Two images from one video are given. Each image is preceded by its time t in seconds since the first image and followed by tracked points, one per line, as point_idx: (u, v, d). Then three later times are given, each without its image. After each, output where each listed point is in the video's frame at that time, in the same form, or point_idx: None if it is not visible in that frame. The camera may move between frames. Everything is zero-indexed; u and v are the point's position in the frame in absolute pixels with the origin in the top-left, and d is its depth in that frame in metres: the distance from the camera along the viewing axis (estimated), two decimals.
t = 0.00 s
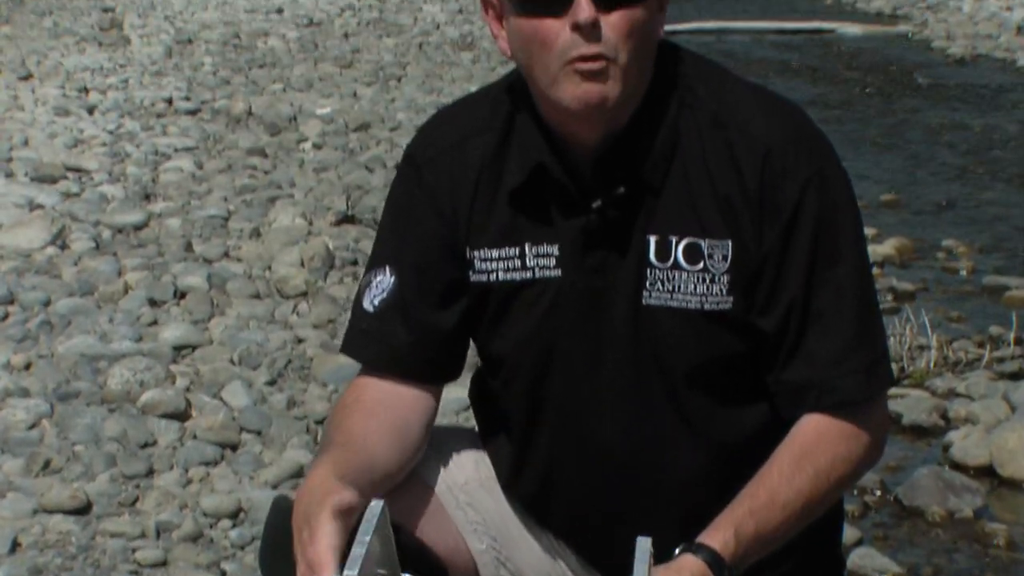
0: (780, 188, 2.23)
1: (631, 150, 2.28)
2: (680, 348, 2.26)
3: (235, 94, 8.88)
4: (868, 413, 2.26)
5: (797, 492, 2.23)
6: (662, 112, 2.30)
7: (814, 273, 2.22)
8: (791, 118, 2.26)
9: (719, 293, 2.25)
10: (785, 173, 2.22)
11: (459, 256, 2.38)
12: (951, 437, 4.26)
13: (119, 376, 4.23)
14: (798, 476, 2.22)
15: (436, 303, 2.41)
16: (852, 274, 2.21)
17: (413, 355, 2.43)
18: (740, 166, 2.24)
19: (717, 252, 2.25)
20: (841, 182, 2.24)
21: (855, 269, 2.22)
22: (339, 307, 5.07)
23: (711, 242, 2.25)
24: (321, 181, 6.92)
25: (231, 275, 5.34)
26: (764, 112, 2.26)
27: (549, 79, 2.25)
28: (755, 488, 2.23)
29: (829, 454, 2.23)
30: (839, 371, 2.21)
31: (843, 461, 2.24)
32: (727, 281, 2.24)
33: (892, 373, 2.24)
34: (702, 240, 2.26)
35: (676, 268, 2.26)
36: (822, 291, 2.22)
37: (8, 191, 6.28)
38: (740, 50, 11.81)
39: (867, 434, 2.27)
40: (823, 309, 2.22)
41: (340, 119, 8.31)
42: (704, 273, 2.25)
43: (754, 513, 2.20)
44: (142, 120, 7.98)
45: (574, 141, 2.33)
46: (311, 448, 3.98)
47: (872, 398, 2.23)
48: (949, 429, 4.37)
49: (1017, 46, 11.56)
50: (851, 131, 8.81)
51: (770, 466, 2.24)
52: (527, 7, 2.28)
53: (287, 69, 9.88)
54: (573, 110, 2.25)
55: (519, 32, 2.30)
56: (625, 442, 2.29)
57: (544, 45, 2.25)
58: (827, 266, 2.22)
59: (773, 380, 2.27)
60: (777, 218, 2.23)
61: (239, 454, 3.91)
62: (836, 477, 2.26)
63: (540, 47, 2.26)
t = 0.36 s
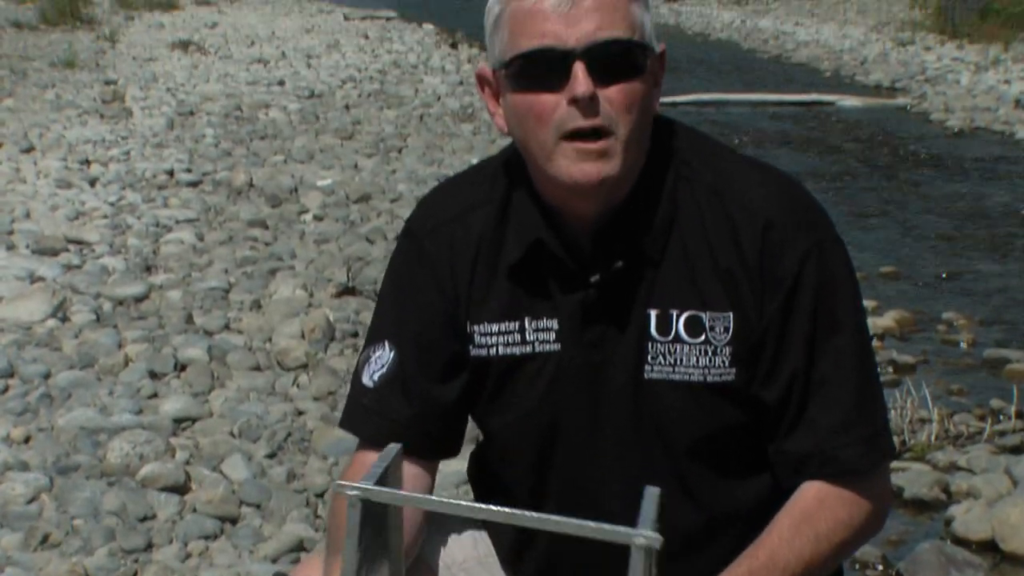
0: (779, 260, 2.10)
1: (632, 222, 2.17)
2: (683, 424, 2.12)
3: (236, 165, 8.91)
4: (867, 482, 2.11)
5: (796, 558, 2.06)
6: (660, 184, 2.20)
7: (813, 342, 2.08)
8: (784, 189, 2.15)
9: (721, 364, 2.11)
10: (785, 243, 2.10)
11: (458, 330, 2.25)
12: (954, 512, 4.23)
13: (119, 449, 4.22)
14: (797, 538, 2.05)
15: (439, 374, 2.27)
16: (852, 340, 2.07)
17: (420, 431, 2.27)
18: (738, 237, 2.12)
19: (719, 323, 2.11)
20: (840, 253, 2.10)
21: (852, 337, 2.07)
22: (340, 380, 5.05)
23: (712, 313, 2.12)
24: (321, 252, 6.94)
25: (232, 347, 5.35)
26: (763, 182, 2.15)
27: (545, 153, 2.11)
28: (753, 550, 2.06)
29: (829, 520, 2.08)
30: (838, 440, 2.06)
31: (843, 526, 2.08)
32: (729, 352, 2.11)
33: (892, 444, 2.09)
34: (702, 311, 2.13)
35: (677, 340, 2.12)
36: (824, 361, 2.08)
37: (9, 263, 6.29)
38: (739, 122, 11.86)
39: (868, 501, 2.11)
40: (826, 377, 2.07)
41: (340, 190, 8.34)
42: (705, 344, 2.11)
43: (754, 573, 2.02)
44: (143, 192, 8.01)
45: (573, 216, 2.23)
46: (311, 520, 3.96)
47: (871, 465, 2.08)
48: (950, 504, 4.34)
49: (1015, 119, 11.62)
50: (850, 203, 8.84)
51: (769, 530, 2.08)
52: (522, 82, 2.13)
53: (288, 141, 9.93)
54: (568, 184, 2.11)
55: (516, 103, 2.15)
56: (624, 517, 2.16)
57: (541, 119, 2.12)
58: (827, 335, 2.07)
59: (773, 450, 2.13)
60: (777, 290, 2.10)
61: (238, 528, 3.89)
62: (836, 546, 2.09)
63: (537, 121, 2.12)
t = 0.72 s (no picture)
0: (780, 301, 2.15)
1: (628, 270, 2.21)
2: (685, 475, 2.18)
3: (237, 208, 8.92)
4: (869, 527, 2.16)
5: None
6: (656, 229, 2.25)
7: (815, 385, 2.14)
8: (786, 233, 2.20)
9: (720, 411, 2.17)
10: (784, 287, 2.15)
11: (456, 376, 2.33)
12: (956, 554, 4.17)
13: (119, 492, 4.20)
14: None
15: (438, 422, 2.35)
16: (852, 384, 2.14)
17: (417, 479, 2.36)
18: (738, 281, 2.18)
19: (716, 369, 2.17)
20: (838, 294, 2.16)
21: (852, 376, 2.14)
22: (341, 423, 5.05)
23: (710, 360, 2.18)
24: (322, 295, 6.95)
25: (232, 390, 5.34)
26: (757, 226, 2.21)
27: (529, 228, 2.16)
28: None
29: (830, 564, 2.13)
30: (836, 482, 2.12)
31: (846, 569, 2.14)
32: (727, 400, 2.17)
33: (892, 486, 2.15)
34: (700, 359, 2.18)
35: (676, 388, 2.18)
36: (822, 402, 2.14)
37: (10, 305, 6.30)
38: (740, 164, 11.89)
39: (870, 542, 2.17)
40: (824, 419, 2.14)
41: (342, 233, 8.34)
42: (704, 392, 2.17)
43: None
44: (144, 234, 8.02)
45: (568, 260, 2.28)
46: (311, 564, 3.94)
47: (872, 509, 2.14)
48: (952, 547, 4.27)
49: (1016, 162, 11.63)
50: (851, 246, 8.84)
51: None
52: (500, 161, 2.14)
53: (290, 183, 9.94)
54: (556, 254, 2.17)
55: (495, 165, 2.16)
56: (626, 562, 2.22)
57: (520, 194, 2.15)
58: (827, 377, 2.14)
59: (773, 493, 2.19)
60: (775, 335, 2.15)
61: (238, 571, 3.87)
62: None
63: (516, 193, 2.15)
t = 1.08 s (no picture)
0: (778, 320, 2.21)
1: (627, 294, 2.27)
2: (685, 496, 2.25)
3: (239, 221, 8.92)
4: (867, 541, 2.19)
5: None
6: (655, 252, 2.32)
7: (812, 403, 2.19)
8: (785, 251, 2.27)
9: (719, 433, 2.23)
10: (782, 305, 2.21)
11: (456, 391, 2.39)
12: (958, 568, 4.16)
13: (120, 505, 4.20)
14: None
15: (435, 434, 2.40)
16: (848, 401, 2.19)
17: (410, 489, 2.41)
18: (737, 301, 2.24)
19: (712, 392, 2.24)
20: (837, 308, 2.22)
21: (849, 391, 2.19)
22: (343, 436, 5.04)
23: (706, 382, 2.24)
24: (324, 307, 6.94)
25: (233, 403, 5.34)
26: (753, 245, 2.28)
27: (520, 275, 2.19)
28: None
29: None
30: (833, 499, 2.16)
31: None
32: (725, 421, 2.23)
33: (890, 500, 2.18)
34: (698, 381, 2.24)
35: (674, 412, 2.24)
36: (817, 421, 2.19)
37: (12, 318, 6.30)
38: (741, 178, 11.89)
39: (865, 558, 2.19)
40: (819, 438, 2.18)
41: (343, 246, 8.33)
42: (702, 415, 2.23)
43: None
44: (146, 247, 8.02)
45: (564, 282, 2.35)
46: None
47: (869, 525, 2.17)
48: (955, 560, 4.26)
49: (1017, 175, 11.63)
50: (854, 259, 8.84)
51: None
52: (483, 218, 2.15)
53: (291, 197, 9.94)
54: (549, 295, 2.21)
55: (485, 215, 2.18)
56: None
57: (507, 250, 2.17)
58: (822, 393, 2.19)
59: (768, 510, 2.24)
60: (774, 351, 2.21)
61: None
62: None
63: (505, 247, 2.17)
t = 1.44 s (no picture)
0: (768, 323, 2.23)
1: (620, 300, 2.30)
2: (679, 502, 2.26)
3: (240, 223, 8.93)
4: (856, 544, 2.17)
5: None
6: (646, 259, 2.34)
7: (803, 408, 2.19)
8: (776, 255, 2.29)
9: (711, 439, 2.25)
10: (773, 309, 2.23)
11: (451, 393, 2.42)
12: (959, 570, 4.15)
13: (121, 507, 4.20)
14: None
15: (432, 436, 2.43)
16: (838, 404, 2.19)
17: (405, 492, 2.42)
18: (729, 307, 2.25)
19: (704, 398, 2.25)
20: (828, 313, 2.24)
21: (839, 396, 2.20)
22: (344, 437, 5.04)
23: (697, 388, 2.25)
24: (325, 309, 6.94)
25: (235, 404, 5.35)
26: (744, 250, 2.30)
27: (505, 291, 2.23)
28: None
29: None
30: (824, 502, 2.16)
31: None
32: (717, 427, 2.24)
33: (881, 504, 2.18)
34: (689, 388, 2.26)
35: (668, 419, 2.25)
36: (807, 425, 2.19)
37: (13, 319, 6.31)
38: (742, 180, 11.89)
39: (858, 561, 2.18)
40: (809, 442, 2.19)
41: (344, 248, 8.34)
42: (694, 421, 2.24)
43: None
44: (147, 249, 8.03)
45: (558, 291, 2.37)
46: None
47: (862, 529, 2.16)
48: (956, 562, 4.26)
49: (1017, 177, 11.63)
50: (855, 261, 8.84)
51: None
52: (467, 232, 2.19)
53: (292, 198, 9.94)
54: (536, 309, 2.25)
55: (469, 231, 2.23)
56: None
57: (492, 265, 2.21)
58: (812, 396, 2.20)
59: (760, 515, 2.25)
60: (763, 353, 2.22)
61: None
62: None
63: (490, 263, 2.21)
